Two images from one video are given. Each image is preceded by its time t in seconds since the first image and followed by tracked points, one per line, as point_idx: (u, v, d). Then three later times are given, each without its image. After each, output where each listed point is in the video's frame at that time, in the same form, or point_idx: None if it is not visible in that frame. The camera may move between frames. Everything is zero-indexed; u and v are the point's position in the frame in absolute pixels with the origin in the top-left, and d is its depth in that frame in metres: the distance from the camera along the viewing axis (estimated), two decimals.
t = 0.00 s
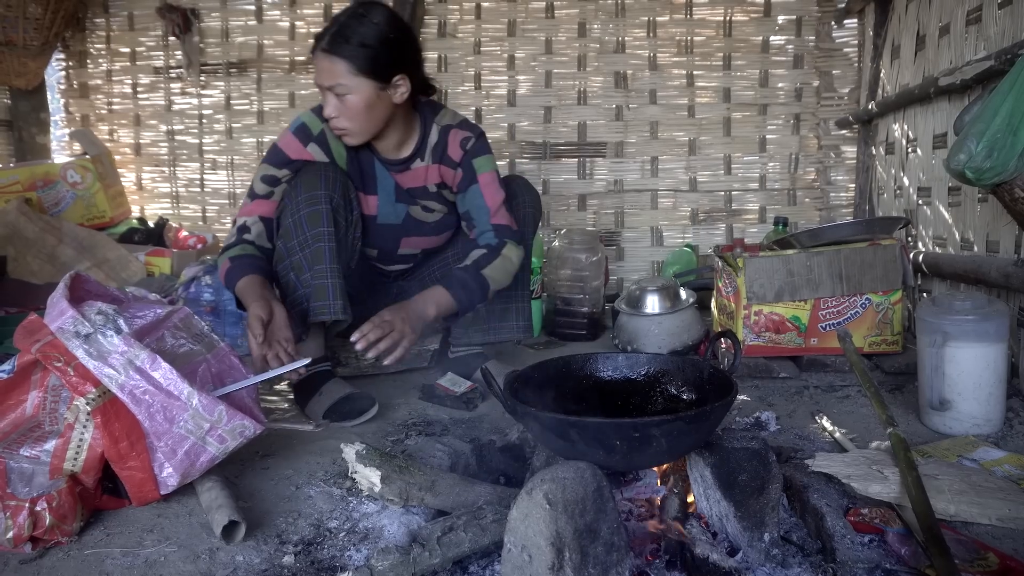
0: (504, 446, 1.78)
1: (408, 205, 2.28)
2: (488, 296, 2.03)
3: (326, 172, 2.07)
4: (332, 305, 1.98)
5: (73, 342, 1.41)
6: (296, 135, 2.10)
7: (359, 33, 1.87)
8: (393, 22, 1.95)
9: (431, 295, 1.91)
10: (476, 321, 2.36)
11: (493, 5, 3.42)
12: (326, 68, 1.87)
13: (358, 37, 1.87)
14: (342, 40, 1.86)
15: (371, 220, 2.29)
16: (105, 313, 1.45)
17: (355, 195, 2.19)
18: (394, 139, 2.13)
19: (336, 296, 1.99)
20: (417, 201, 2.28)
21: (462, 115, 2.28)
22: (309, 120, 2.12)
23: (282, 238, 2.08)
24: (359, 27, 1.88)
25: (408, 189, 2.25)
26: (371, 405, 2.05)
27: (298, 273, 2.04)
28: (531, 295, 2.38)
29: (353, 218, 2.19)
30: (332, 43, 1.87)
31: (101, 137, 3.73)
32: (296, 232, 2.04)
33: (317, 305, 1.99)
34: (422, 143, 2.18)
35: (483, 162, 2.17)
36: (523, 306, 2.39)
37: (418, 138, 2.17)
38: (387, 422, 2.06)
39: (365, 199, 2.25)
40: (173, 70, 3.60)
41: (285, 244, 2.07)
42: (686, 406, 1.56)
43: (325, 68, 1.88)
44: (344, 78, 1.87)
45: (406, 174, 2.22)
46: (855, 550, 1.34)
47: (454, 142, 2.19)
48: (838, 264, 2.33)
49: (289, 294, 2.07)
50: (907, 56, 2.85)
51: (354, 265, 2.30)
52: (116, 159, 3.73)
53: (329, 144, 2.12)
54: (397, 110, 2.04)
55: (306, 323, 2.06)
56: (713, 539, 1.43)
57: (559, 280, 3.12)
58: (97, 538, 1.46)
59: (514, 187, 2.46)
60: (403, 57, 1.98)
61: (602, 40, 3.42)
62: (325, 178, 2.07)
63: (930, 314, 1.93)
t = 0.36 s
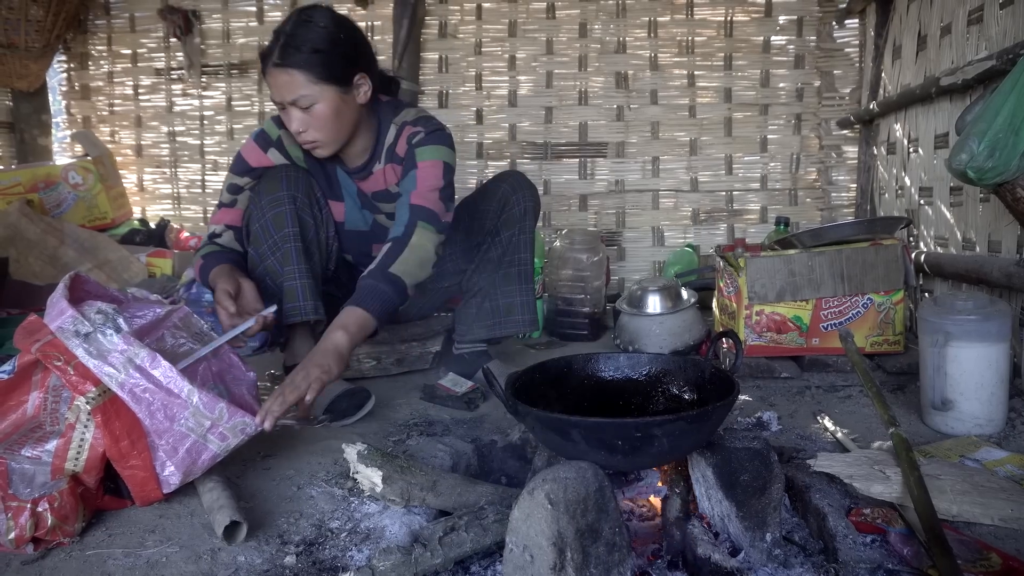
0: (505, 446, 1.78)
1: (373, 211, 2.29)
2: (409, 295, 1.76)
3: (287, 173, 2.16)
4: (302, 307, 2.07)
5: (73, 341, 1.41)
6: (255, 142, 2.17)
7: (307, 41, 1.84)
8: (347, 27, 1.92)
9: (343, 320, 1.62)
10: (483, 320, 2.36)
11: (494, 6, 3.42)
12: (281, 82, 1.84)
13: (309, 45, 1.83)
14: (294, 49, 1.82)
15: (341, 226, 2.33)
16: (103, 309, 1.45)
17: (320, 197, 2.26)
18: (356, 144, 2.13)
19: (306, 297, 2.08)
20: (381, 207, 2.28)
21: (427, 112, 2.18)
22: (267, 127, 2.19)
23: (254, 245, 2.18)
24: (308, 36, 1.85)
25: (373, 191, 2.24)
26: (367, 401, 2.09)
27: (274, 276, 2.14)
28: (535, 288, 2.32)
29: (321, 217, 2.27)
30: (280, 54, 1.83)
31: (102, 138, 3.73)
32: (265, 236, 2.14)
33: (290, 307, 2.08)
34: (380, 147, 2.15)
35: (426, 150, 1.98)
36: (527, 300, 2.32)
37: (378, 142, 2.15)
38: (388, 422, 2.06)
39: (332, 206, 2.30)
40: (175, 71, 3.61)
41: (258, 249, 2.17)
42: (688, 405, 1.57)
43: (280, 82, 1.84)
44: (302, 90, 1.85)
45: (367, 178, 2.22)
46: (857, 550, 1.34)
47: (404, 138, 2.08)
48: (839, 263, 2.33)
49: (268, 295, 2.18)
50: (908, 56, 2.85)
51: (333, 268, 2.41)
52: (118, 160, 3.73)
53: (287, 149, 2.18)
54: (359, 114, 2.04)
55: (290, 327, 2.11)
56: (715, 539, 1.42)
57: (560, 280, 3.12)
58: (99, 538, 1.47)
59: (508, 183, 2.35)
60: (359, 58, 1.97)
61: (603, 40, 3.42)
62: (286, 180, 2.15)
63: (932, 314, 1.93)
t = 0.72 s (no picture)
0: (506, 446, 1.78)
1: (369, 205, 2.28)
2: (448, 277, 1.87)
3: (279, 171, 2.14)
4: (298, 304, 2.04)
5: (77, 328, 1.41)
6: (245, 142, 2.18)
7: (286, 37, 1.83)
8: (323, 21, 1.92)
9: (381, 292, 1.73)
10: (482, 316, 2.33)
11: (495, 5, 3.42)
12: (271, 77, 1.83)
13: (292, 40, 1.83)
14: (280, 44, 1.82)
15: (335, 223, 2.31)
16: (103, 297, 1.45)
17: (311, 195, 2.23)
18: (345, 141, 2.12)
19: (301, 295, 2.04)
20: (376, 201, 2.27)
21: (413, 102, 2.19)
22: (255, 129, 2.20)
23: (247, 246, 2.15)
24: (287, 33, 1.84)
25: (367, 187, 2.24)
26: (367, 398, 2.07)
27: (267, 275, 2.10)
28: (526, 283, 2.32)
29: (313, 215, 2.24)
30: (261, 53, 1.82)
31: (103, 138, 3.73)
32: (257, 236, 2.11)
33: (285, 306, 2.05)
34: (371, 140, 2.16)
35: (425, 139, 2.04)
36: (520, 293, 2.32)
37: (369, 137, 2.15)
38: (389, 421, 2.06)
39: (325, 203, 2.27)
40: (175, 71, 3.61)
41: (249, 251, 2.14)
42: (688, 405, 1.56)
43: (268, 79, 1.83)
44: (291, 85, 1.84)
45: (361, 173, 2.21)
46: (858, 550, 1.34)
47: (397, 130, 2.12)
48: (840, 263, 2.33)
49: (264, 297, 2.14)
50: (909, 55, 2.85)
51: (328, 266, 2.38)
52: (118, 160, 3.73)
53: (275, 150, 2.18)
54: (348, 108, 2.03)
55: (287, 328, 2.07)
56: (715, 538, 1.43)
57: (560, 280, 3.12)
58: (100, 537, 1.46)
59: (499, 175, 2.37)
60: (342, 47, 1.98)
61: (604, 40, 3.42)
62: (276, 178, 2.13)
63: (932, 313, 1.93)
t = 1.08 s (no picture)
0: (504, 441, 1.78)
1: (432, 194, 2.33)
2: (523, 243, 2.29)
3: (345, 169, 2.08)
4: (354, 299, 2.02)
5: (53, 331, 1.42)
6: (316, 132, 2.11)
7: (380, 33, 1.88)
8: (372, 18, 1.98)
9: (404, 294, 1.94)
10: (476, 312, 2.31)
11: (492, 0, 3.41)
12: (408, 69, 1.87)
13: (400, 27, 1.87)
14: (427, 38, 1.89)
15: (396, 211, 2.34)
16: (83, 300, 1.45)
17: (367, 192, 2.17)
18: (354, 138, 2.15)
19: (350, 290, 2.02)
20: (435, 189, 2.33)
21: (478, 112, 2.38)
22: (332, 117, 2.13)
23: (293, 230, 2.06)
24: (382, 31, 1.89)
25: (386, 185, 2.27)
26: (375, 405, 2.04)
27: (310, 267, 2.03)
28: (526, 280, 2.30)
29: (366, 215, 2.19)
30: (375, 46, 1.88)
31: (100, 133, 3.72)
32: (306, 223, 2.03)
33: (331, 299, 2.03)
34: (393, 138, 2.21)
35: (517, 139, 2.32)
36: (519, 291, 2.28)
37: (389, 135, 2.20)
38: (387, 417, 2.06)
39: (390, 191, 2.28)
40: (173, 67, 3.60)
41: (292, 235, 2.06)
42: (687, 400, 1.56)
43: (384, 69, 1.87)
44: (379, 78, 1.89)
45: (373, 172, 2.24)
46: (855, 544, 1.34)
47: (483, 132, 2.31)
48: (838, 257, 2.33)
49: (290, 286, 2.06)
50: (908, 49, 2.85)
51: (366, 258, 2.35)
52: (116, 156, 3.73)
53: (349, 142, 2.14)
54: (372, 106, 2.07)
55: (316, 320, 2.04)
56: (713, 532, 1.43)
57: (559, 275, 3.11)
58: (98, 533, 1.47)
59: (495, 177, 2.36)
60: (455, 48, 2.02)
61: (602, 35, 3.41)
62: (342, 173, 2.07)
63: (930, 307, 1.93)
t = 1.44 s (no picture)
0: (505, 441, 1.78)
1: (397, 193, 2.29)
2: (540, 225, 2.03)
3: (315, 166, 2.10)
4: (334, 294, 2.04)
5: (55, 332, 1.42)
6: (271, 144, 2.13)
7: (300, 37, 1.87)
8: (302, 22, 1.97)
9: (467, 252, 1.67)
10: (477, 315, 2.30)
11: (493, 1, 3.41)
12: (329, 67, 1.84)
13: (318, 25, 1.85)
14: (348, 33, 1.86)
15: (367, 212, 2.32)
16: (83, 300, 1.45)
17: (343, 189, 2.20)
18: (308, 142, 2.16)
19: (337, 286, 2.05)
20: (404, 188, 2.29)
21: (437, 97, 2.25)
22: (284, 128, 2.15)
23: (276, 234, 2.11)
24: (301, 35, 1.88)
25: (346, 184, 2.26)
26: (375, 402, 2.05)
27: (294, 267, 2.08)
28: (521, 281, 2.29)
29: (344, 210, 2.21)
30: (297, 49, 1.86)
31: (101, 135, 3.73)
32: (289, 227, 2.07)
33: (318, 297, 2.04)
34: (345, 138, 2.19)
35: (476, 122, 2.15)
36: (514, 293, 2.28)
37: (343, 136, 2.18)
38: (388, 417, 2.06)
39: (356, 194, 2.27)
40: (173, 68, 3.60)
41: (277, 241, 2.10)
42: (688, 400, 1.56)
43: (308, 72, 1.85)
44: (307, 81, 1.87)
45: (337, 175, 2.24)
46: (857, 543, 1.34)
47: (435, 119, 2.18)
48: (838, 257, 2.33)
49: (284, 289, 2.12)
50: (908, 49, 2.85)
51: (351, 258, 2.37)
52: (117, 157, 3.73)
53: (308, 147, 2.16)
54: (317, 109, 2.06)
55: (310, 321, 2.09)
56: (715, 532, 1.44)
57: (560, 276, 3.11)
58: (100, 534, 1.47)
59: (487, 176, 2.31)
60: (385, 41, 1.99)
61: (602, 35, 3.41)
62: (313, 172, 2.09)
63: (932, 307, 1.93)
